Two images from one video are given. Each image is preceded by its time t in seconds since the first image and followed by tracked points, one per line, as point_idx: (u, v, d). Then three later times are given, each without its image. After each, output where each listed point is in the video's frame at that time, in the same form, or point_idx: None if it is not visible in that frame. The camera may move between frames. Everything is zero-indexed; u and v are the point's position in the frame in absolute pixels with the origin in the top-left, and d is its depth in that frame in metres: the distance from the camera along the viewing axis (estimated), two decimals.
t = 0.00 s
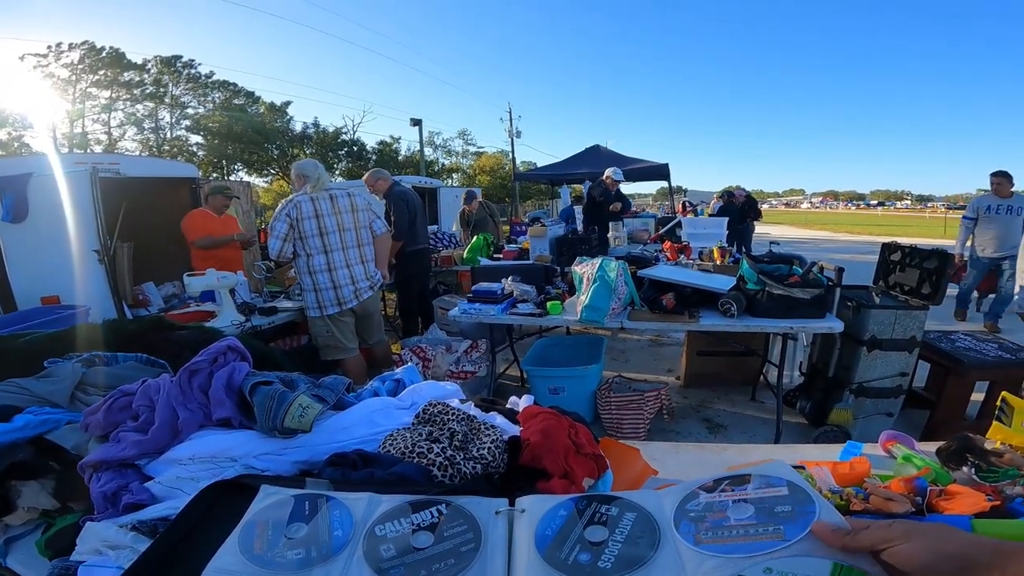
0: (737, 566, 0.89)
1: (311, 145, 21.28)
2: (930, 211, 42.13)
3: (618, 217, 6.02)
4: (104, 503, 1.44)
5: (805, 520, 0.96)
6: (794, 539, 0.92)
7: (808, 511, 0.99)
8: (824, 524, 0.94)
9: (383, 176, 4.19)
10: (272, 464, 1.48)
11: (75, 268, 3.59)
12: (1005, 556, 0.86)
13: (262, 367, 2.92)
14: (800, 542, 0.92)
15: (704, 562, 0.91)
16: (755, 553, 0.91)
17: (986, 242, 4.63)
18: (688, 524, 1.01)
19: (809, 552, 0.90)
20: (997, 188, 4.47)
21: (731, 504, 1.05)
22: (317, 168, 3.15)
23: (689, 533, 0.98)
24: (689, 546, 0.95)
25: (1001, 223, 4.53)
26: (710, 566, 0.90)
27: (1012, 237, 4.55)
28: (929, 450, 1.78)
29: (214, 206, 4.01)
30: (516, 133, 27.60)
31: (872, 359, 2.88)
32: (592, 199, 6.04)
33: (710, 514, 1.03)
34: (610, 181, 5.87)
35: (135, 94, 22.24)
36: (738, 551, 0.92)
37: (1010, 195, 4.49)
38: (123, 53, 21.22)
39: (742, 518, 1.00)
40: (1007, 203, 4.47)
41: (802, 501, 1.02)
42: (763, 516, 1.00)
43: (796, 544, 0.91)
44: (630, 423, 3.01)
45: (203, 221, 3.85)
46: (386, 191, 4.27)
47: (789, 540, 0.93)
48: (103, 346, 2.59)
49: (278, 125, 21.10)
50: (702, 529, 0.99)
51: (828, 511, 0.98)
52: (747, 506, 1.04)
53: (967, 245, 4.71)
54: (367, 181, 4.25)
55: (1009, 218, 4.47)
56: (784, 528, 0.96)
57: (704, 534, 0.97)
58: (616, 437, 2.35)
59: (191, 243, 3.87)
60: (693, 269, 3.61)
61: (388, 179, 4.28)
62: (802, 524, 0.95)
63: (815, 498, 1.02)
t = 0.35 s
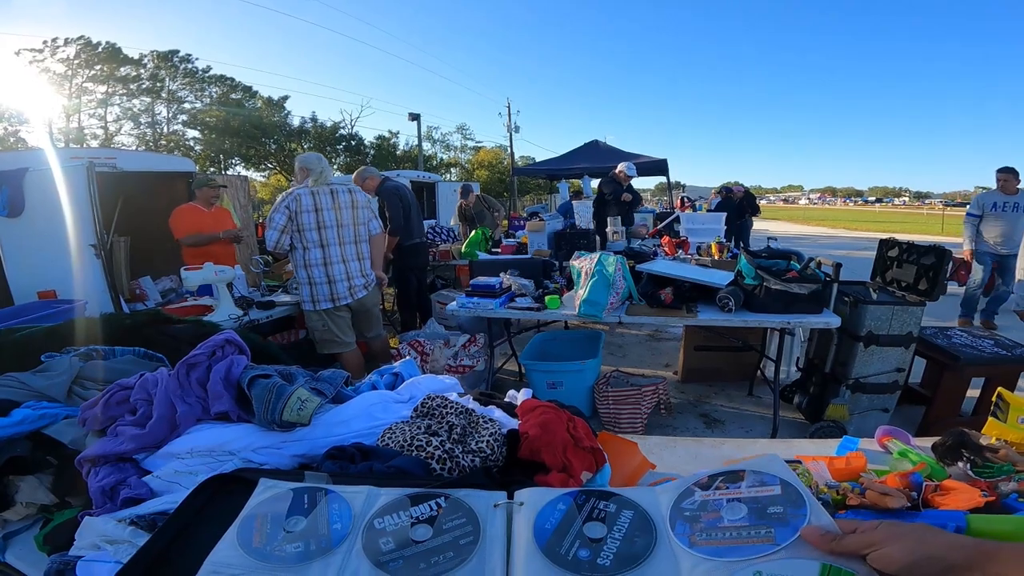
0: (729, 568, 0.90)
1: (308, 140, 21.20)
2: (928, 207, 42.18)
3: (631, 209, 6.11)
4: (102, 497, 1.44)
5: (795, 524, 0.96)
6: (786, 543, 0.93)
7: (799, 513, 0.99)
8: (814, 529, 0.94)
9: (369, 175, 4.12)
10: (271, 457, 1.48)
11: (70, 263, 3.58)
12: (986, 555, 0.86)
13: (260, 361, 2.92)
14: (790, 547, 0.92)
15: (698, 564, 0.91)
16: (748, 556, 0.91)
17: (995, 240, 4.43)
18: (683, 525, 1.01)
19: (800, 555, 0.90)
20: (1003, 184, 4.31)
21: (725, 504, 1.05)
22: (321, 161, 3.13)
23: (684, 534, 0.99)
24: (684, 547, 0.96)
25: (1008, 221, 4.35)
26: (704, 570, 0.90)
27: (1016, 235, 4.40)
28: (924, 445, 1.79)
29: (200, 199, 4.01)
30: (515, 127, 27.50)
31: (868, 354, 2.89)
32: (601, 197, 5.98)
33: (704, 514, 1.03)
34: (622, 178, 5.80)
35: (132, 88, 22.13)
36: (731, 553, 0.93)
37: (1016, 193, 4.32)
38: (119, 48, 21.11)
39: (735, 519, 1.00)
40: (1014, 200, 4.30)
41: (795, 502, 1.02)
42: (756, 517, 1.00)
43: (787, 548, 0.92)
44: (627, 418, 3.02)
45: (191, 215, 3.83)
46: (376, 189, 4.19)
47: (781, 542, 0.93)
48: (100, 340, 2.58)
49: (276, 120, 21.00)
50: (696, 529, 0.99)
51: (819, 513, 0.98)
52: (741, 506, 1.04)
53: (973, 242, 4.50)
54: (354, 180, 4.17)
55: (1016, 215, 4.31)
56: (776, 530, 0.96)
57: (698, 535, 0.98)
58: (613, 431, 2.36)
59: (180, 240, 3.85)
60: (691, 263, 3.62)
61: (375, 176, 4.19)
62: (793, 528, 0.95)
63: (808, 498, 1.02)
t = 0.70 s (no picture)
0: (732, 567, 0.90)
1: (310, 139, 21.19)
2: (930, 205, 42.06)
3: (642, 208, 6.13)
4: (106, 496, 1.44)
5: (797, 525, 0.96)
6: (788, 544, 0.93)
7: (802, 515, 0.99)
8: (816, 530, 0.94)
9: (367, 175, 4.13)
10: (274, 455, 1.48)
11: (71, 262, 3.58)
12: (983, 557, 0.88)
13: (262, 360, 2.92)
14: (792, 547, 0.92)
15: (700, 563, 0.91)
16: (750, 555, 0.91)
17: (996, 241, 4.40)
18: (686, 524, 1.01)
19: (803, 555, 0.91)
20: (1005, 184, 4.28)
21: (727, 504, 1.05)
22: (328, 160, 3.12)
23: (687, 533, 0.99)
24: (686, 546, 0.96)
25: (1011, 220, 4.32)
26: (706, 568, 0.90)
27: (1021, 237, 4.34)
28: (926, 443, 1.79)
29: (197, 197, 4.01)
30: (516, 126, 27.48)
31: (870, 353, 2.88)
32: (615, 194, 6.01)
33: (707, 514, 1.03)
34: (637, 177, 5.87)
35: (133, 88, 22.14)
36: (734, 553, 0.93)
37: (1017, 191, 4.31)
38: (120, 48, 21.13)
39: (738, 519, 1.00)
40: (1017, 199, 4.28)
41: (797, 505, 1.02)
42: (759, 518, 1.00)
43: (789, 549, 0.92)
44: (629, 416, 3.02)
45: (185, 215, 3.85)
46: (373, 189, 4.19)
47: (783, 543, 0.93)
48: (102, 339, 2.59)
49: (277, 119, 20.99)
50: (699, 529, 0.99)
51: (821, 516, 0.98)
52: (744, 507, 1.04)
53: (973, 245, 4.49)
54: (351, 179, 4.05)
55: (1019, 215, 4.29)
56: (779, 531, 0.96)
57: (701, 534, 0.98)
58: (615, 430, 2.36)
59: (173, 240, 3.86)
60: (692, 262, 3.61)
61: (373, 176, 4.23)
62: (795, 529, 0.96)
63: (811, 502, 1.02)
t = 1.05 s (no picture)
0: (729, 559, 0.91)
1: (305, 133, 21.06)
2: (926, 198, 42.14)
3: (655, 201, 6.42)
4: (106, 491, 1.44)
5: (795, 517, 0.97)
6: (786, 536, 0.94)
7: (800, 507, 1.00)
8: (813, 522, 0.95)
9: (363, 168, 4.19)
10: (274, 449, 1.48)
11: (68, 258, 3.56)
12: (978, 549, 0.86)
13: (260, 354, 2.92)
14: (790, 539, 0.93)
15: (698, 555, 0.92)
16: (747, 546, 0.92)
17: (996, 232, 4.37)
18: (684, 515, 1.02)
19: (800, 547, 0.92)
20: (999, 174, 4.29)
21: (726, 495, 1.06)
22: (315, 154, 3.14)
23: (685, 523, 0.99)
24: (685, 537, 0.97)
25: (1007, 211, 4.31)
26: (704, 560, 0.91)
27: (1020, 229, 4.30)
28: (922, 434, 1.80)
29: (194, 192, 3.96)
30: (512, 119, 27.38)
31: (866, 345, 2.90)
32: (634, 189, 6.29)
33: (705, 505, 1.03)
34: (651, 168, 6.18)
35: (126, 83, 21.96)
36: (731, 544, 0.94)
37: (1010, 182, 4.32)
38: (112, 42, 20.94)
39: (736, 510, 1.01)
40: (1009, 189, 4.29)
41: (795, 496, 1.03)
42: (757, 509, 1.01)
43: (787, 540, 0.93)
44: (627, 409, 3.03)
45: (183, 210, 3.82)
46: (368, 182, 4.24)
47: (781, 535, 0.94)
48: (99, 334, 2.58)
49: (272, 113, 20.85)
50: (697, 519, 1.00)
51: (818, 507, 0.99)
52: (742, 498, 1.04)
53: (968, 237, 4.51)
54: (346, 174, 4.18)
55: (1015, 206, 4.28)
56: (777, 523, 0.97)
57: (699, 525, 0.99)
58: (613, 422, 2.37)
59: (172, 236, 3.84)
60: (689, 254, 3.62)
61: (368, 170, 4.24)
62: (793, 521, 0.97)
63: (809, 493, 1.03)
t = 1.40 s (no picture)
0: (729, 552, 0.92)
1: (303, 130, 20.99)
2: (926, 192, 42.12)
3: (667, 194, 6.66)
4: (108, 488, 1.44)
5: (795, 511, 0.98)
6: (785, 530, 0.95)
7: (800, 501, 1.01)
8: (814, 516, 0.96)
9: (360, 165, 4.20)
10: (275, 444, 1.49)
11: (66, 255, 3.56)
12: (976, 543, 0.86)
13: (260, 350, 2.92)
14: (790, 532, 0.94)
15: (698, 547, 0.93)
16: (746, 540, 0.93)
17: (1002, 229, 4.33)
18: (684, 508, 1.02)
19: (799, 541, 0.92)
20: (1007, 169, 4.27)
21: (726, 488, 1.06)
22: (307, 151, 3.10)
23: (685, 516, 1.00)
24: (685, 529, 0.97)
25: (1014, 207, 4.26)
26: (703, 552, 0.92)
27: None
28: (920, 428, 1.81)
29: (199, 188, 3.97)
30: (511, 115, 27.31)
31: (865, 340, 2.91)
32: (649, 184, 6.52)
33: (705, 497, 1.04)
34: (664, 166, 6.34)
35: (123, 80, 21.87)
36: (731, 537, 0.94)
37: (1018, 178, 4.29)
38: (109, 39, 20.85)
39: (736, 504, 1.02)
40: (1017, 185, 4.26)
41: (795, 490, 1.03)
42: (757, 503, 1.02)
43: (787, 534, 0.94)
44: (626, 404, 3.04)
45: (190, 205, 3.80)
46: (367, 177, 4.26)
47: (780, 529, 0.95)
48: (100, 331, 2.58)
49: (270, 109, 20.77)
50: (697, 512, 1.00)
51: (818, 501, 1.00)
52: (742, 491, 1.05)
53: (974, 235, 4.48)
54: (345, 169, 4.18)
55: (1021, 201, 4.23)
56: (776, 517, 0.98)
57: (699, 517, 0.99)
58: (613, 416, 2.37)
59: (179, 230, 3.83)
60: (688, 249, 3.62)
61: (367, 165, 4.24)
62: (792, 515, 0.97)
63: (808, 488, 1.04)
